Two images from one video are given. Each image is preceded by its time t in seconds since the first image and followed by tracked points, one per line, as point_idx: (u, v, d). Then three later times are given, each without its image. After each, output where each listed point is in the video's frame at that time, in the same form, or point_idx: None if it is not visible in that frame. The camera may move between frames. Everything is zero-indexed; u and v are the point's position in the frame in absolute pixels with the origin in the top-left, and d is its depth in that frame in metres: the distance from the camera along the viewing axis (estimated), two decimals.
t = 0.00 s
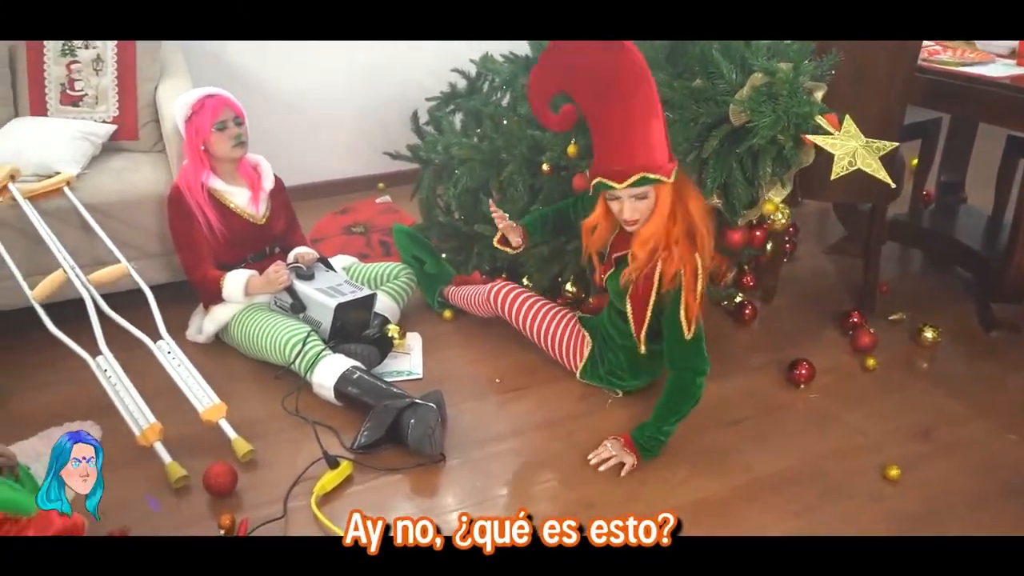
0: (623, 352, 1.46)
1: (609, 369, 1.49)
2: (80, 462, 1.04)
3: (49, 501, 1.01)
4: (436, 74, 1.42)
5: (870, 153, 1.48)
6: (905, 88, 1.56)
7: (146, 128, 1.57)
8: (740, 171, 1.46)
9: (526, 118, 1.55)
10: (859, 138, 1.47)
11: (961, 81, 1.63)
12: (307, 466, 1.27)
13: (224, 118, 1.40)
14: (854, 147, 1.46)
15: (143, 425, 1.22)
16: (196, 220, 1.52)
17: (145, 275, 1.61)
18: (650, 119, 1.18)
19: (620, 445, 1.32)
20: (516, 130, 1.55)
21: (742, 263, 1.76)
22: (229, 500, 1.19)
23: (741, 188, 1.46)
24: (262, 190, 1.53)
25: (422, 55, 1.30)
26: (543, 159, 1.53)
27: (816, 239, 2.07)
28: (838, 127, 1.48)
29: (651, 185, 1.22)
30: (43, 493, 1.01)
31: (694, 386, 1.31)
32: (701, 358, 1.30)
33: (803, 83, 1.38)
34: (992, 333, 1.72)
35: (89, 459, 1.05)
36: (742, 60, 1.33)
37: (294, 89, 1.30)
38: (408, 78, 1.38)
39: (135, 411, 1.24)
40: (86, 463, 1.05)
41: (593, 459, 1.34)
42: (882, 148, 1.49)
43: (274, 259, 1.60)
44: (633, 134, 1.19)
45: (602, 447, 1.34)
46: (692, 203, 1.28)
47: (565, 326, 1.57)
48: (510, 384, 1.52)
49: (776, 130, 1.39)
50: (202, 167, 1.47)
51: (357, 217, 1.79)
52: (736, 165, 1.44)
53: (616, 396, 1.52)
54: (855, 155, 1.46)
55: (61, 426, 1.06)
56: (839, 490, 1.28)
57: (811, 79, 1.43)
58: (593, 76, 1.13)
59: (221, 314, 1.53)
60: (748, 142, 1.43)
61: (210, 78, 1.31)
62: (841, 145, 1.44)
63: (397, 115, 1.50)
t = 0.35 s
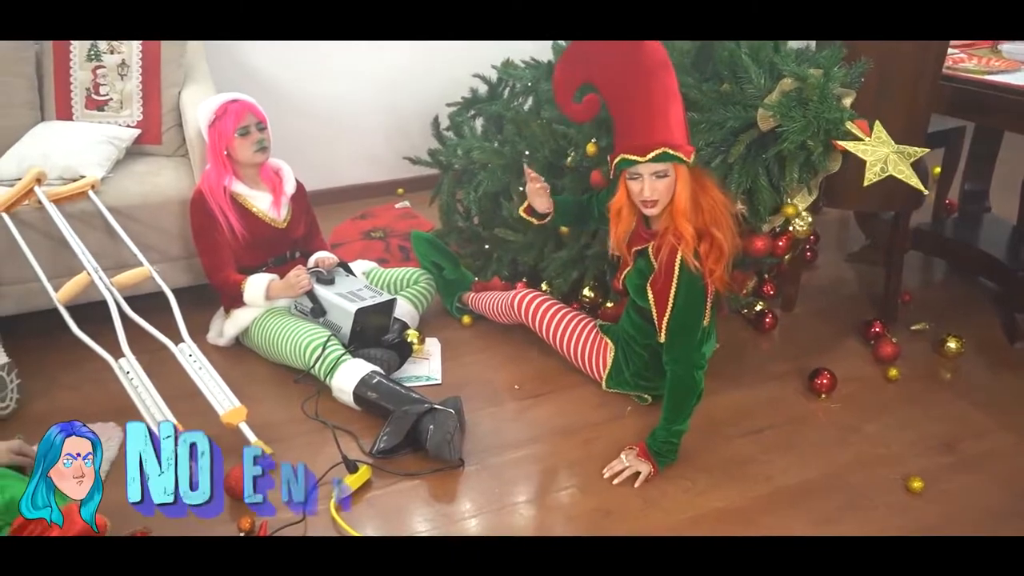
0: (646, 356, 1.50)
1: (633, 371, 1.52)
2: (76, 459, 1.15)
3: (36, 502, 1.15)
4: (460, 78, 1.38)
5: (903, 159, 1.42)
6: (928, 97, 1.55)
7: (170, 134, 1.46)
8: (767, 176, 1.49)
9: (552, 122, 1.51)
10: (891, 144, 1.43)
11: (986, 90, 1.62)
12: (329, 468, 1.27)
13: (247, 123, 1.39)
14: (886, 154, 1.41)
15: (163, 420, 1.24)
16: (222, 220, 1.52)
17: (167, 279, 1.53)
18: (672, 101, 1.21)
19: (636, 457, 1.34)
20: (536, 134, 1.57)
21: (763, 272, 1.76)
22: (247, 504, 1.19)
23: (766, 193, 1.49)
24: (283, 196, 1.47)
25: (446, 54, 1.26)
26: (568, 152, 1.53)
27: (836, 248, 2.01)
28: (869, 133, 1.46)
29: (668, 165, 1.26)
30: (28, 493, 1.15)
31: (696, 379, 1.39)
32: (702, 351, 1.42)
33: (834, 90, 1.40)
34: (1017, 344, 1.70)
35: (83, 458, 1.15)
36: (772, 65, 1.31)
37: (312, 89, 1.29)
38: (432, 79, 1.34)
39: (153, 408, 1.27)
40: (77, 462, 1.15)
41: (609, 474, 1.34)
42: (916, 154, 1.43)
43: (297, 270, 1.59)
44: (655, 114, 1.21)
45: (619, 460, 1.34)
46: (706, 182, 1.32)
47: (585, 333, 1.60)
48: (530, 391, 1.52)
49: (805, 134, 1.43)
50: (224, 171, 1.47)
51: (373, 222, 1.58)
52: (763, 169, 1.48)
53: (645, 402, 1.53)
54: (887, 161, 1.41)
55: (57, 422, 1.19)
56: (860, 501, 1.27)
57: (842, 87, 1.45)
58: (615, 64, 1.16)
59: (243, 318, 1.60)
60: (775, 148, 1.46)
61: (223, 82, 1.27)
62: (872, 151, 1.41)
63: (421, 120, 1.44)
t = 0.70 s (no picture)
0: (662, 365, 1.50)
1: (653, 381, 1.51)
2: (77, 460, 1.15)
3: (36, 503, 1.15)
4: (481, 82, 1.42)
5: (929, 171, 1.46)
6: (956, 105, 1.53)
7: (195, 135, 1.49)
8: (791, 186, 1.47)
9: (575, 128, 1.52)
10: (918, 156, 1.44)
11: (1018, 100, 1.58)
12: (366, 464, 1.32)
13: (271, 127, 1.42)
14: (911, 166, 1.44)
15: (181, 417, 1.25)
16: (244, 220, 1.55)
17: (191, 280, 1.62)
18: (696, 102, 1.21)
19: (655, 466, 1.35)
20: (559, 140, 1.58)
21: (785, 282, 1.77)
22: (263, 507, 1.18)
23: (790, 203, 1.47)
24: (305, 199, 1.51)
25: (468, 58, 1.28)
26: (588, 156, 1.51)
27: (859, 258, 2.00)
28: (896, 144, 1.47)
29: (683, 166, 1.25)
30: (28, 493, 1.15)
31: (712, 387, 1.38)
32: (719, 359, 1.39)
33: (860, 100, 1.42)
34: None
35: (82, 456, 1.15)
36: (797, 73, 1.33)
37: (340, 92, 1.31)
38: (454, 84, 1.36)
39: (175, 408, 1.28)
40: (77, 462, 1.15)
41: (628, 483, 1.35)
42: (943, 167, 1.45)
43: (320, 272, 1.59)
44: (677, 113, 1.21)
45: (638, 468, 1.35)
46: (724, 188, 1.31)
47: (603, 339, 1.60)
48: (548, 397, 1.51)
49: (831, 145, 1.42)
50: (248, 174, 1.50)
51: (392, 227, 1.65)
52: (786, 179, 1.46)
53: (664, 411, 1.52)
54: (912, 174, 1.44)
55: (57, 422, 1.19)
56: (882, 514, 1.26)
57: (868, 96, 1.44)
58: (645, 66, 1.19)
59: (264, 320, 1.56)
60: (802, 157, 1.45)
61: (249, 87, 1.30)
62: (897, 163, 1.43)
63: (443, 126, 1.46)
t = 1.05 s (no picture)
0: (686, 374, 1.50)
1: (678, 390, 1.51)
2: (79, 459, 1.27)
3: (37, 504, 1.26)
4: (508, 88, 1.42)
5: (963, 182, 1.42)
6: (991, 115, 1.51)
7: (223, 138, 1.49)
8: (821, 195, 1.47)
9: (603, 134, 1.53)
10: (951, 166, 1.42)
11: None
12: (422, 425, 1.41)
13: (300, 130, 1.43)
14: (945, 177, 1.41)
15: (212, 424, 1.30)
16: (273, 222, 1.56)
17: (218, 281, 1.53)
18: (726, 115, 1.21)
19: (681, 476, 1.36)
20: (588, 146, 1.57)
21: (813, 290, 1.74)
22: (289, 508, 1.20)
23: (820, 212, 1.47)
24: (333, 202, 1.51)
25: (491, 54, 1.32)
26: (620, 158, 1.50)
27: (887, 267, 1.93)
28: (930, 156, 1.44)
29: (683, 173, 1.28)
30: (29, 492, 1.26)
31: (742, 400, 1.38)
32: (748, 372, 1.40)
33: (894, 109, 1.39)
34: None
35: (82, 456, 1.26)
36: (830, 81, 1.35)
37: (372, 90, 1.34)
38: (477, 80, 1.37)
39: (205, 411, 1.31)
40: (77, 463, 1.26)
41: (654, 494, 1.36)
42: (978, 179, 1.42)
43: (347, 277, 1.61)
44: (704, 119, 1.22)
45: (664, 478, 1.36)
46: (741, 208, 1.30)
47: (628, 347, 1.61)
48: (572, 403, 1.48)
49: (864, 154, 1.41)
50: (277, 176, 1.51)
51: (419, 229, 1.57)
52: (817, 188, 1.45)
53: (689, 419, 1.51)
54: (946, 185, 1.41)
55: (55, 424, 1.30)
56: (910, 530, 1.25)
57: (903, 105, 1.43)
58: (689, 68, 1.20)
59: (290, 322, 1.57)
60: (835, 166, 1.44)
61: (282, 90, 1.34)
62: (931, 174, 1.40)
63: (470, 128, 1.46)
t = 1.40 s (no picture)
0: (707, 380, 1.48)
1: (700, 398, 1.49)
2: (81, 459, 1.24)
3: (37, 504, 1.23)
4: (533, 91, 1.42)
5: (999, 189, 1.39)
6: None
7: (252, 139, 1.48)
8: (851, 200, 1.44)
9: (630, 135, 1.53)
10: (987, 173, 1.39)
11: None
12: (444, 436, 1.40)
13: (328, 133, 1.43)
14: (980, 183, 1.38)
15: (239, 425, 1.29)
16: (298, 224, 1.56)
17: (245, 282, 1.52)
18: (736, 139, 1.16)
19: (707, 484, 1.34)
20: (615, 150, 1.57)
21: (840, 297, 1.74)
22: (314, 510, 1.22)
23: (850, 217, 1.43)
24: (359, 204, 1.51)
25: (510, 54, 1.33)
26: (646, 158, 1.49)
27: (917, 274, 1.93)
28: (964, 160, 1.42)
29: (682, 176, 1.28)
30: (27, 493, 1.22)
31: (764, 407, 1.34)
32: (771, 379, 1.35)
33: (928, 114, 1.38)
34: None
35: (82, 456, 1.23)
36: (861, 85, 1.36)
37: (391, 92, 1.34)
38: (498, 79, 1.38)
39: (231, 410, 1.32)
40: (77, 462, 1.23)
41: (679, 502, 1.35)
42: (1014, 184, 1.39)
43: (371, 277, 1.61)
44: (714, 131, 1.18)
45: (689, 485, 1.35)
46: (746, 220, 1.25)
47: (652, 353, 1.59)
48: (596, 408, 1.49)
49: (896, 159, 1.38)
50: (303, 177, 1.50)
51: (444, 232, 1.60)
52: (848, 193, 1.43)
53: (714, 426, 1.50)
54: (980, 192, 1.39)
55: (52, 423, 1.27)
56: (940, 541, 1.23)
57: (935, 110, 1.40)
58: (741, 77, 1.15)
59: (315, 322, 1.57)
60: (865, 170, 1.42)
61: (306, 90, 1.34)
62: (965, 180, 1.38)
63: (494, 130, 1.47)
